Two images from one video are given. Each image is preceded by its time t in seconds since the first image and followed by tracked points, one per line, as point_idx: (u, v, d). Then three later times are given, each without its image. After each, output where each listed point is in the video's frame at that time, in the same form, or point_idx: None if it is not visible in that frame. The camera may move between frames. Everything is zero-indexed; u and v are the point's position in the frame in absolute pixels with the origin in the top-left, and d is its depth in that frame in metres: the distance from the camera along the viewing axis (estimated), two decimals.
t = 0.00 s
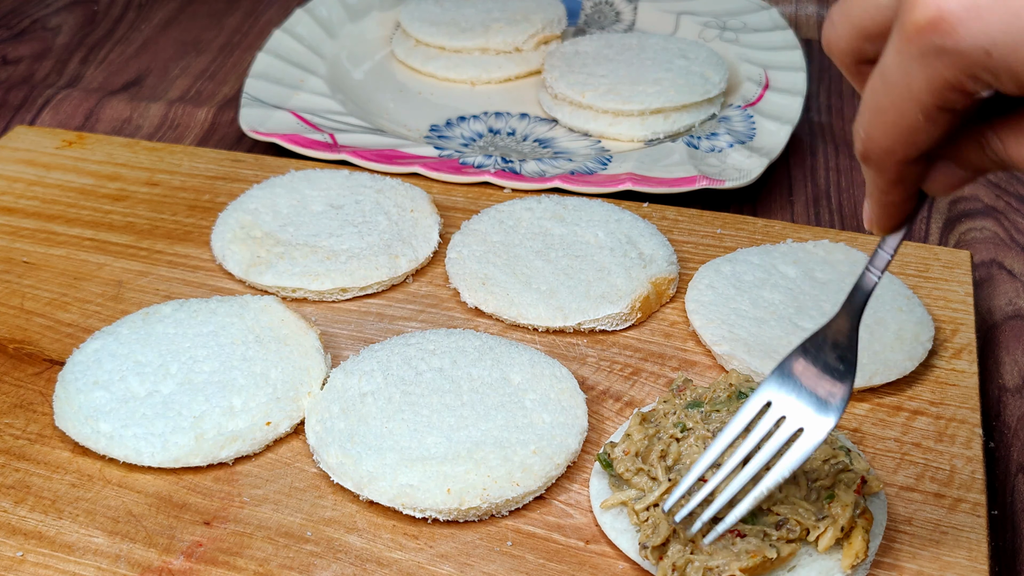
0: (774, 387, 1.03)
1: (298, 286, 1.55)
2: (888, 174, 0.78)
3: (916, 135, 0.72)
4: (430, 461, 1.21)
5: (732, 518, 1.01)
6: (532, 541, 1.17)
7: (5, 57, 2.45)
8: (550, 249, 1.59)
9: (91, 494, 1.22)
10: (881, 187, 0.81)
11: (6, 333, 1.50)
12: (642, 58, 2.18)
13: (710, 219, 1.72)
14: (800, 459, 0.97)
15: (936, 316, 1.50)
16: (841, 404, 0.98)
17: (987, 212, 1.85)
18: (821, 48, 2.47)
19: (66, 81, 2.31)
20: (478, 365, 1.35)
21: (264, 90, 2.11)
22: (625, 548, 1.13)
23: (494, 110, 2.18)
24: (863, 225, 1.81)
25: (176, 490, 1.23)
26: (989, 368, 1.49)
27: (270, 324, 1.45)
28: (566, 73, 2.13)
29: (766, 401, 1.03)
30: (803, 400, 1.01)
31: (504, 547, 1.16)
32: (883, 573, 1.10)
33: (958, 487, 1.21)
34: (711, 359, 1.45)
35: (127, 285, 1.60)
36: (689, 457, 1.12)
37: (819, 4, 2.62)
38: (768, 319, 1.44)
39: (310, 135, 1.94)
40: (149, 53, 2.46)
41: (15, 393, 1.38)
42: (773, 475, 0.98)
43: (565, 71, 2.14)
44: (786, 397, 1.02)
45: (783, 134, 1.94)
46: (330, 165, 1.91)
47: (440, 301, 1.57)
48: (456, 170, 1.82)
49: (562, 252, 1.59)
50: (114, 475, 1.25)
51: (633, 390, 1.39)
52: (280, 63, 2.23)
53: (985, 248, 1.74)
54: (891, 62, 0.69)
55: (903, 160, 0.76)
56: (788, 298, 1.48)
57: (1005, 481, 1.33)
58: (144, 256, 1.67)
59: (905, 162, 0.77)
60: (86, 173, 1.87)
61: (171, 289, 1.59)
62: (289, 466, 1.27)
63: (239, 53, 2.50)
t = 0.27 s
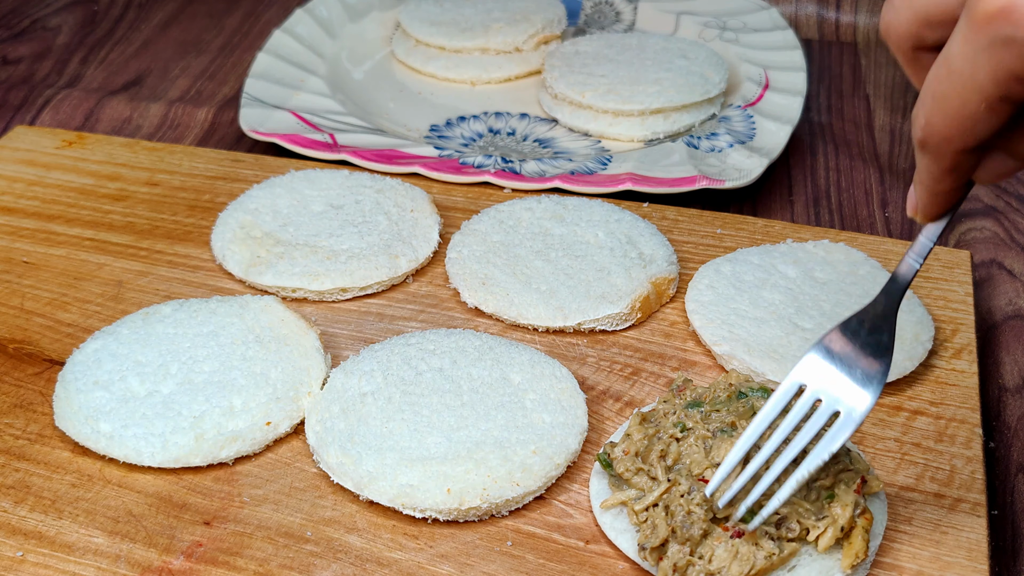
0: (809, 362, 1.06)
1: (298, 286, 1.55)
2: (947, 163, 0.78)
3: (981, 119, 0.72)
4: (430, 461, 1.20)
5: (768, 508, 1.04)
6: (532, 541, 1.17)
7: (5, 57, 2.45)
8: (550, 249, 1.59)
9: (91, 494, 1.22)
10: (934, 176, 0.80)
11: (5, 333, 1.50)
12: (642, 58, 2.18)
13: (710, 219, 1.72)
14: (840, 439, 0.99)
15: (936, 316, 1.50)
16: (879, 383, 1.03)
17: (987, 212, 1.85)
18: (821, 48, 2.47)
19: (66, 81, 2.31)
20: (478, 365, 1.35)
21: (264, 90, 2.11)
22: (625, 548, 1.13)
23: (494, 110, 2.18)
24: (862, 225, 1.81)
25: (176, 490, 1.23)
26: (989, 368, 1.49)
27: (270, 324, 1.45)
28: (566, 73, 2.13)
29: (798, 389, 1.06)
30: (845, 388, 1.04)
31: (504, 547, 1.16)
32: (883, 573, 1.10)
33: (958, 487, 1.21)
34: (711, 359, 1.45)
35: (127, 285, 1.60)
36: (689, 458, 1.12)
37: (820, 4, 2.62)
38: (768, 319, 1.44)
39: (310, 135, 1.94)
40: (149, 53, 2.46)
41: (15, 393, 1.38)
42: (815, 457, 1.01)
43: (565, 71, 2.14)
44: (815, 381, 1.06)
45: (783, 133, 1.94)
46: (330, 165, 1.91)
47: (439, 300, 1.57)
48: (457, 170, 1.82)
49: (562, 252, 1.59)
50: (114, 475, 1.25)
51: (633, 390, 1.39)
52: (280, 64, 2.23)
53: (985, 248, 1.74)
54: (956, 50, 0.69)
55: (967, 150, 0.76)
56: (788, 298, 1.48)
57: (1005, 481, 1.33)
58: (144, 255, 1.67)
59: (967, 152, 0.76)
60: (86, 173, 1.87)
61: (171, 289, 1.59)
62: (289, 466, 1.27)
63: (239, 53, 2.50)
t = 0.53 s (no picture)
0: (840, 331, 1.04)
1: (298, 286, 1.55)
2: (979, 200, 0.82)
3: (987, 158, 0.71)
4: (430, 461, 1.20)
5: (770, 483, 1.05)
6: (532, 541, 1.17)
7: (5, 57, 2.45)
8: (550, 249, 1.59)
9: (91, 494, 1.22)
10: (964, 154, 0.71)
11: (5, 333, 1.50)
12: (642, 58, 2.18)
13: (710, 219, 1.72)
14: (849, 428, 0.95)
15: (937, 316, 1.50)
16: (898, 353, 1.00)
17: (988, 212, 1.85)
18: (821, 48, 2.47)
19: (66, 81, 2.31)
20: (478, 365, 1.35)
21: (264, 90, 2.11)
22: (625, 548, 1.13)
23: (494, 110, 2.18)
24: (862, 225, 1.81)
25: (176, 490, 1.23)
26: (989, 368, 1.49)
27: (270, 324, 1.45)
28: (566, 73, 2.13)
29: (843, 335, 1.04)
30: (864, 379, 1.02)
31: (504, 547, 1.16)
32: (883, 573, 1.11)
33: (958, 487, 1.21)
34: (711, 359, 1.45)
35: (127, 285, 1.60)
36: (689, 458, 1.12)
37: (820, 4, 2.62)
38: (768, 319, 1.44)
39: (310, 135, 1.94)
40: (149, 53, 2.46)
41: (15, 393, 1.38)
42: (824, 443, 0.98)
43: (565, 71, 2.14)
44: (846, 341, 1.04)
45: (783, 133, 1.94)
46: (330, 165, 1.91)
47: (439, 300, 1.57)
48: (456, 170, 1.82)
49: (562, 252, 1.59)
50: (114, 475, 1.25)
51: (633, 390, 1.39)
52: (280, 64, 2.23)
53: (985, 249, 1.74)
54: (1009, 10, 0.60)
55: (994, 174, 0.75)
56: (788, 298, 1.48)
57: (1005, 481, 1.33)
58: (144, 256, 1.67)
59: (999, 175, 0.77)
60: (86, 173, 1.87)
61: (171, 289, 1.59)
62: (289, 466, 1.27)
63: (239, 52, 2.50)
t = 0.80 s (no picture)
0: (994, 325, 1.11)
1: (298, 286, 1.55)
2: None
3: None
4: (430, 461, 1.20)
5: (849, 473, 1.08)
6: (532, 541, 1.17)
7: (5, 56, 2.45)
8: (550, 249, 1.59)
9: (91, 494, 1.22)
10: None
11: (5, 333, 1.50)
12: (642, 58, 2.18)
13: (710, 219, 1.72)
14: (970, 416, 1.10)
15: (936, 316, 1.50)
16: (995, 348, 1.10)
17: (987, 212, 1.85)
18: (821, 47, 2.47)
19: (66, 81, 2.31)
20: (478, 365, 1.35)
21: (264, 90, 2.11)
22: (625, 548, 1.13)
23: (494, 109, 2.18)
24: (863, 225, 1.81)
25: (176, 490, 1.23)
26: (989, 368, 1.49)
27: (270, 324, 1.45)
28: (566, 73, 2.13)
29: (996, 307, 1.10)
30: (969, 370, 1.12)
31: (504, 547, 1.16)
32: (883, 573, 1.11)
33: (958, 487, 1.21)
34: (711, 359, 1.45)
35: (127, 285, 1.60)
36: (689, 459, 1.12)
37: (820, 3, 2.61)
38: (768, 319, 1.44)
39: (311, 135, 1.94)
40: (149, 53, 2.46)
41: (15, 393, 1.38)
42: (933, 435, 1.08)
43: (565, 71, 2.14)
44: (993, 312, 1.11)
45: (783, 133, 1.94)
46: (330, 165, 1.91)
47: (439, 301, 1.57)
48: (456, 170, 1.82)
49: (562, 252, 1.59)
50: (114, 475, 1.25)
51: (633, 390, 1.39)
52: (281, 64, 2.23)
53: (986, 249, 1.74)
54: None
55: None
56: (788, 298, 1.48)
57: (1004, 480, 1.33)
58: (144, 256, 1.67)
59: None
60: (86, 173, 1.87)
61: (171, 289, 1.59)
62: (289, 466, 1.27)
63: (239, 52, 2.50)
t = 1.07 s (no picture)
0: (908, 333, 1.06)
1: (298, 286, 1.54)
2: None
3: None
4: (430, 461, 1.20)
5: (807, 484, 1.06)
6: (532, 541, 1.17)
7: (5, 57, 2.45)
8: (550, 249, 1.59)
9: (91, 494, 1.22)
10: None
11: (5, 333, 1.50)
12: (642, 58, 2.18)
13: (710, 219, 1.72)
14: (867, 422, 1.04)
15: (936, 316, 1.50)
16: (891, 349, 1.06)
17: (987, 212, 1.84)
18: (821, 48, 2.47)
19: (66, 81, 2.31)
20: (478, 365, 1.35)
21: (264, 90, 2.11)
22: (625, 548, 1.13)
23: (494, 110, 2.18)
24: (862, 225, 1.81)
25: (176, 490, 1.23)
26: (989, 368, 1.49)
27: (270, 324, 1.45)
28: (566, 73, 2.13)
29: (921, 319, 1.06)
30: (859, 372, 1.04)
31: (504, 547, 1.16)
32: (883, 573, 1.10)
33: (958, 487, 1.21)
34: (711, 359, 1.45)
35: (127, 285, 1.60)
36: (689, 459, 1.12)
37: (820, 3, 2.61)
38: (768, 319, 1.44)
39: (310, 135, 1.94)
40: (149, 53, 2.46)
41: (15, 393, 1.38)
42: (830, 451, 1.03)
43: (565, 71, 2.14)
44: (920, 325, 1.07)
45: (783, 133, 1.94)
46: (330, 165, 1.91)
47: (439, 301, 1.57)
48: (456, 170, 1.82)
49: (562, 252, 1.59)
50: (114, 475, 1.25)
51: (633, 390, 1.39)
52: (281, 63, 2.23)
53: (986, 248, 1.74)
54: None
55: None
56: (788, 298, 1.48)
57: (1005, 480, 1.33)
58: (144, 256, 1.67)
59: None
60: (86, 173, 1.87)
61: (171, 289, 1.59)
62: (289, 466, 1.27)
63: (240, 52, 2.50)
